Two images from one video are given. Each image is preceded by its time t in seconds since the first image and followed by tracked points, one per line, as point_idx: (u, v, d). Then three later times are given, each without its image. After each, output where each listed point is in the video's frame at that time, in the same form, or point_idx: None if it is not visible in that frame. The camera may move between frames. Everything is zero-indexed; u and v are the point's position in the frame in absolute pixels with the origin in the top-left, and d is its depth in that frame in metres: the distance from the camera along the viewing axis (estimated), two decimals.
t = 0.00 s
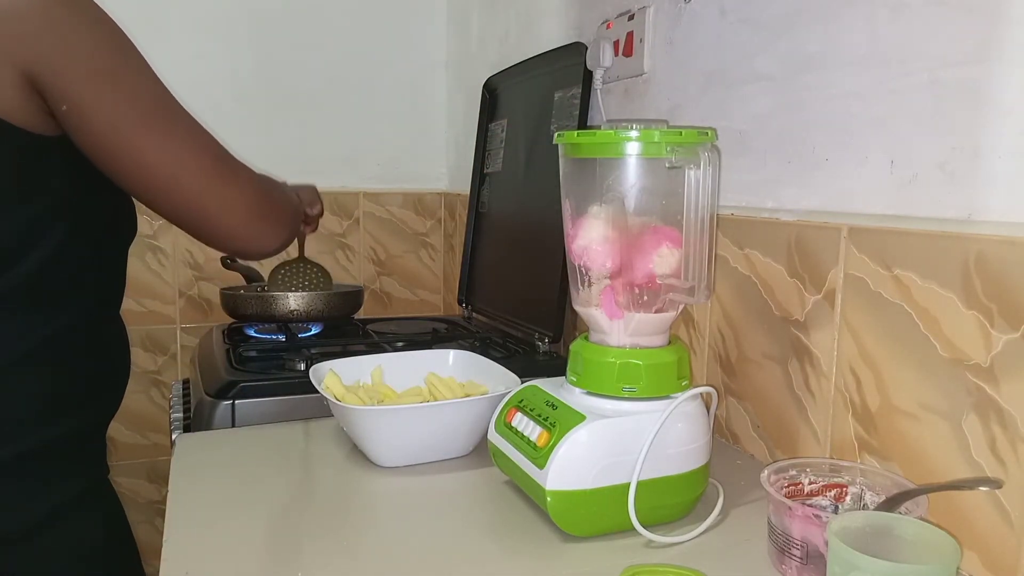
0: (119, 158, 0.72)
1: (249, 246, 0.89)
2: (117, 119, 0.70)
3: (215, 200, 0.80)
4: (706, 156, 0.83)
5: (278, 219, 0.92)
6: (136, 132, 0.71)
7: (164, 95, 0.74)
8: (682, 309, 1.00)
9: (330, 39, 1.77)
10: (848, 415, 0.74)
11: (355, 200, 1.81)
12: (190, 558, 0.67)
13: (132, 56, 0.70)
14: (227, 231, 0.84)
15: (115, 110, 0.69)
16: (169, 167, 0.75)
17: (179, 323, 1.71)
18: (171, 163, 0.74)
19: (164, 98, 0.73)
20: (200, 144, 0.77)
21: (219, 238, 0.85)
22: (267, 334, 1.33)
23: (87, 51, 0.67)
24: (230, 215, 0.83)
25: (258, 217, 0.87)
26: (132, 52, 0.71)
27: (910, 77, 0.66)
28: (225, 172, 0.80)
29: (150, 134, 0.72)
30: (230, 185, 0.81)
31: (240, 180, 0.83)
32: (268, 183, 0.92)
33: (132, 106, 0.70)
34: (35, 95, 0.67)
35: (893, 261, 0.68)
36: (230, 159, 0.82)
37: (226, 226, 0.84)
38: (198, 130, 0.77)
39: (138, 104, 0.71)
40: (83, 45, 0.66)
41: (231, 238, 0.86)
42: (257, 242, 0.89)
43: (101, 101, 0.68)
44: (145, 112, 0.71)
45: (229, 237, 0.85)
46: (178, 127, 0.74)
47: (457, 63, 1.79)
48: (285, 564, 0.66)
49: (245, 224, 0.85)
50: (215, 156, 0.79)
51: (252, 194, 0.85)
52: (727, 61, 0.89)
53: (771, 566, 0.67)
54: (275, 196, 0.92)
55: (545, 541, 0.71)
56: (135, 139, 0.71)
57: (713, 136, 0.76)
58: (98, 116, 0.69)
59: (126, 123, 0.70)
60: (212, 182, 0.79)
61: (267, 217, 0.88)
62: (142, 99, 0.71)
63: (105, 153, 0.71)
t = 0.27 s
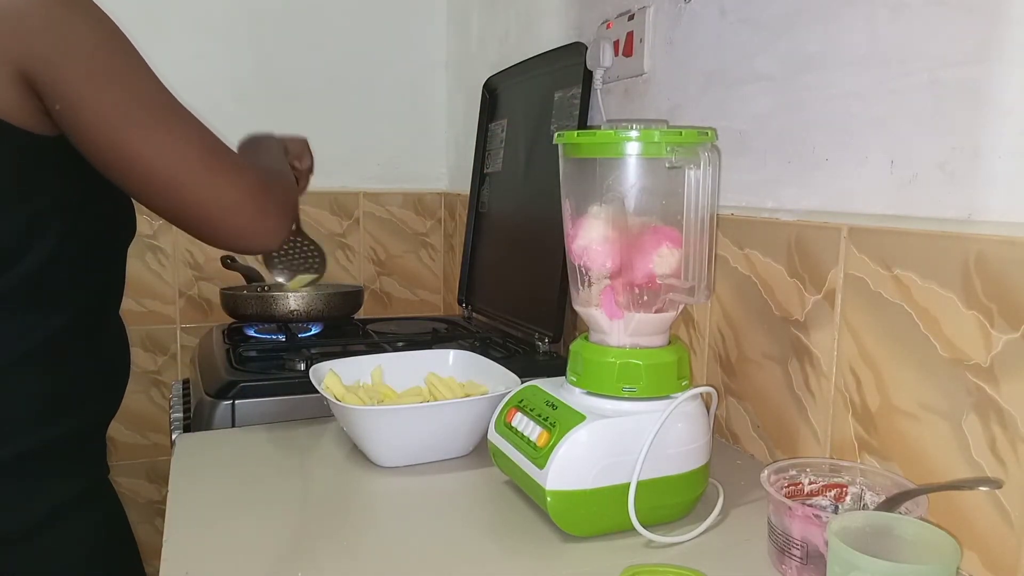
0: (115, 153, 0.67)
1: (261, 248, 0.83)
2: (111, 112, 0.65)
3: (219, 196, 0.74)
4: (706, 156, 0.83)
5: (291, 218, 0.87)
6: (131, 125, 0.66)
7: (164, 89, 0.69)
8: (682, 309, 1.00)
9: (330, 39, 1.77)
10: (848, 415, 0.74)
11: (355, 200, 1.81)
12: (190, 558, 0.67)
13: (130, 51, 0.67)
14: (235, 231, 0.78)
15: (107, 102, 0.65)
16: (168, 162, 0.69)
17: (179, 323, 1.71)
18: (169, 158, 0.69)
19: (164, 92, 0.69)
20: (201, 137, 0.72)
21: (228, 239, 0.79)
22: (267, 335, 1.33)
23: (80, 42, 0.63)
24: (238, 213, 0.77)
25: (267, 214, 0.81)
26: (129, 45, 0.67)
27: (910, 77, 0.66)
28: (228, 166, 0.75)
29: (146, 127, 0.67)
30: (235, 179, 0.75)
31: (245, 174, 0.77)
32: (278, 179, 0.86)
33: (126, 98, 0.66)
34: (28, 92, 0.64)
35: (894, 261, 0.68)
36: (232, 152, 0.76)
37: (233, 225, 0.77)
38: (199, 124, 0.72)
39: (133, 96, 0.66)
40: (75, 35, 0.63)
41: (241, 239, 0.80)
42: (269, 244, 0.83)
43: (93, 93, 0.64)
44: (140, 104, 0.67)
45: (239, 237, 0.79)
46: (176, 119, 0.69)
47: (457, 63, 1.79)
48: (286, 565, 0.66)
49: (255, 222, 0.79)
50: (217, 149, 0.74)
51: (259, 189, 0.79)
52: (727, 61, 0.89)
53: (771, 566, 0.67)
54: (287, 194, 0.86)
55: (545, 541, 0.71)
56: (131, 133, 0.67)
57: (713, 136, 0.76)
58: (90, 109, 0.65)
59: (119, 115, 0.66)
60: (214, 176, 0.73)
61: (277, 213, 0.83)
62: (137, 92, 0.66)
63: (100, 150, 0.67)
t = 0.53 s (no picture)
0: (108, 150, 0.67)
1: (258, 246, 0.82)
2: (102, 108, 0.65)
3: (213, 192, 0.74)
4: (706, 156, 0.82)
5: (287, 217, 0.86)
6: (123, 121, 0.66)
7: (156, 86, 0.69)
8: (682, 309, 1.00)
9: (330, 38, 1.77)
10: (848, 415, 0.74)
11: (355, 200, 1.81)
12: (188, 558, 0.67)
13: (124, 48, 0.67)
14: (231, 228, 0.77)
15: (98, 98, 0.65)
16: (161, 158, 0.69)
17: (179, 323, 1.71)
18: (162, 154, 0.69)
19: (157, 89, 0.69)
20: (194, 132, 0.71)
21: (224, 237, 0.78)
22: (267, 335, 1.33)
23: (72, 39, 0.63)
24: (233, 210, 0.76)
25: (263, 211, 0.80)
26: (122, 42, 0.67)
27: (910, 76, 0.66)
28: (222, 162, 0.74)
29: (139, 122, 0.67)
30: (230, 176, 0.75)
31: (237, 169, 0.76)
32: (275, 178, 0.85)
33: (117, 95, 0.65)
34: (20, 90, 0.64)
35: (894, 261, 0.68)
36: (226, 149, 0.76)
37: (229, 222, 0.77)
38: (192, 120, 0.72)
39: (124, 93, 0.66)
40: (66, 32, 0.63)
41: (237, 236, 0.79)
42: (266, 242, 0.83)
43: (84, 90, 0.64)
44: (132, 99, 0.66)
45: (236, 235, 0.78)
46: (169, 115, 0.69)
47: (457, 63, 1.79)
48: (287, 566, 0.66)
49: (251, 218, 0.78)
50: (209, 145, 0.73)
51: (255, 186, 0.78)
52: (727, 61, 0.89)
53: (771, 566, 0.67)
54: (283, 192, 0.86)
55: (545, 541, 0.71)
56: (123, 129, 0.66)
57: (713, 136, 0.76)
58: (81, 106, 0.64)
59: (111, 111, 0.65)
60: (208, 172, 0.73)
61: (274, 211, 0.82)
62: (128, 87, 0.66)
63: (93, 147, 0.67)
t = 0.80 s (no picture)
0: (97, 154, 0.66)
1: (245, 261, 0.80)
2: (94, 110, 0.64)
3: (200, 202, 0.72)
4: (706, 156, 0.82)
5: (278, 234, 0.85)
6: (114, 124, 0.65)
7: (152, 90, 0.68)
8: (682, 309, 1.00)
9: (330, 38, 1.77)
10: (848, 415, 0.74)
11: (356, 200, 1.81)
12: (187, 559, 0.67)
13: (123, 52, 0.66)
14: (217, 240, 0.76)
15: (92, 101, 0.64)
16: (150, 164, 0.68)
17: (179, 323, 1.71)
18: (151, 160, 0.68)
19: (153, 95, 0.68)
20: (186, 141, 0.70)
21: (210, 249, 0.76)
22: (267, 335, 1.33)
23: (70, 41, 0.62)
24: (220, 221, 0.75)
25: (252, 226, 0.78)
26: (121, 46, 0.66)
27: (910, 76, 0.66)
28: (212, 172, 0.73)
29: (130, 126, 0.66)
30: (216, 184, 0.73)
31: (225, 178, 0.75)
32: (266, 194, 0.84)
33: (111, 98, 0.64)
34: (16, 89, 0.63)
35: (893, 261, 0.68)
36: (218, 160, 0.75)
37: (215, 234, 0.75)
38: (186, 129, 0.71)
39: (118, 96, 0.65)
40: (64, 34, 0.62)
41: (223, 249, 0.77)
42: (253, 257, 0.81)
43: (77, 91, 0.63)
44: (126, 103, 0.65)
45: (221, 248, 0.77)
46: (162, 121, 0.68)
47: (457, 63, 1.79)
48: (287, 567, 0.66)
49: (238, 232, 0.77)
50: (197, 151, 0.71)
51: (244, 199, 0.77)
52: (727, 61, 0.89)
53: (771, 566, 0.67)
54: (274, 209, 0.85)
55: (545, 541, 0.71)
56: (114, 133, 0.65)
57: (713, 136, 0.76)
58: (73, 107, 0.63)
59: (103, 114, 0.64)
60: (197, 182, 0.71)
61: (262, 226, 0.80)
62: (123, 92, 0.65)
63: (82, 149, 0.66)
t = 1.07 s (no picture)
0: (80, 156, 0.65)
1: (225, 279, 0.79)
2: (80, 112, 0.63)
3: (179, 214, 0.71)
4: (706, 156, 0.82)
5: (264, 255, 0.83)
6: (100, 128, 0.65)
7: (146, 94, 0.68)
8: (682, 309, 0.99)
9: (330, 38, 1.77)
10: (848, 415, 0.74)
11: (356, 200, 1.81)
12: (187, 559, 0.67)
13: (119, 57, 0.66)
14: (194, 255, 0.74)
15: (79, 105, 0.63)
16: (132, 171, 0.67)
17: (179, 323, 1.71)
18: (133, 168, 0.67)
19: (145, 103, 0.68)
20: (171, 152, 0.69)
21: (186, 264, 0.75)
22: (267, 335, 1.33)
23: (65, 43, 0.62)
24: (199, 236, 0.73)
25: (231, 243, 0.76)
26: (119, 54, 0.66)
27: (910, 76, 0.66)
28: (194, 187, 0.71)
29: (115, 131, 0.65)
30: (197, 196, 0.72)
31: (208, 192, 0.73)
32: (257, 215, 0.82)
33: (98, 102, 0.64)
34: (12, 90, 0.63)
35: (894, 261, 0.68)
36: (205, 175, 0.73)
37: (192, 249, 0.73)
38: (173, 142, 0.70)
39: (106, 102, 0.64)
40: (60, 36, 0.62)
41: (199, 265, 0.75)
42: (235, 276, 0.79)
43: (66, 93, 0.63)
44: (114, 109, 0.65)
45: (198, 263, 0.75)
46: (150, 130, 0.67)
47: (457, 63, 1.79)
48: (287, 567, 0.65)
49: (218, 249, 0.75)
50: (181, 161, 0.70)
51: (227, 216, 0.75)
52: (727, 61, 0.89)
53: (771, 565, 0.67)
54: (263, 231, 0.83)
55: (545, 541, 0.71)
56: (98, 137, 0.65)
57: (713, 136, 0.76)
58: (60, 108, 0.63)
59: (88, 117, 0.64)
60: (176, 194, 0.70)
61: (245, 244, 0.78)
62: (113, 98, 0.65)
63: (66, 151, 0.65)
